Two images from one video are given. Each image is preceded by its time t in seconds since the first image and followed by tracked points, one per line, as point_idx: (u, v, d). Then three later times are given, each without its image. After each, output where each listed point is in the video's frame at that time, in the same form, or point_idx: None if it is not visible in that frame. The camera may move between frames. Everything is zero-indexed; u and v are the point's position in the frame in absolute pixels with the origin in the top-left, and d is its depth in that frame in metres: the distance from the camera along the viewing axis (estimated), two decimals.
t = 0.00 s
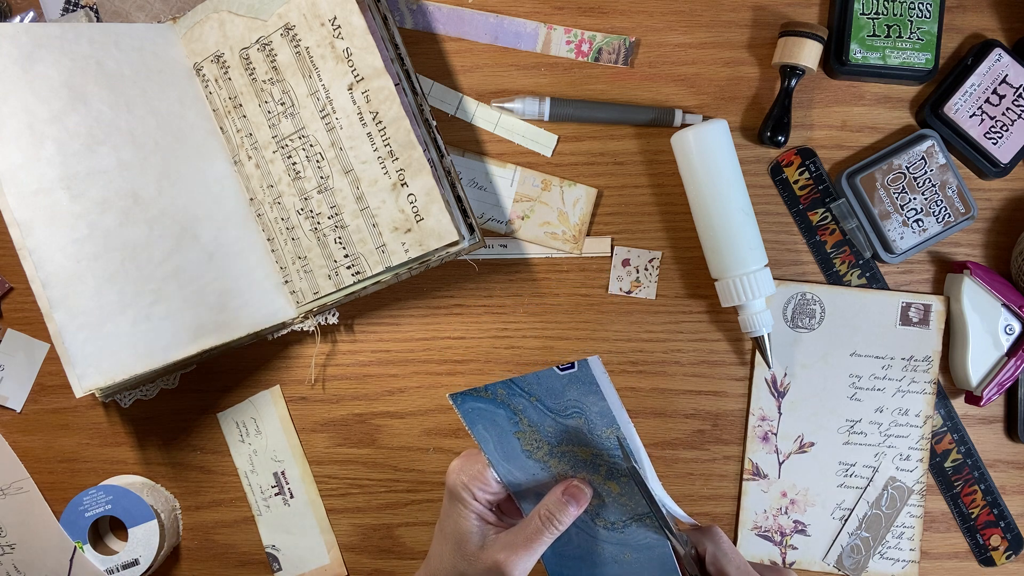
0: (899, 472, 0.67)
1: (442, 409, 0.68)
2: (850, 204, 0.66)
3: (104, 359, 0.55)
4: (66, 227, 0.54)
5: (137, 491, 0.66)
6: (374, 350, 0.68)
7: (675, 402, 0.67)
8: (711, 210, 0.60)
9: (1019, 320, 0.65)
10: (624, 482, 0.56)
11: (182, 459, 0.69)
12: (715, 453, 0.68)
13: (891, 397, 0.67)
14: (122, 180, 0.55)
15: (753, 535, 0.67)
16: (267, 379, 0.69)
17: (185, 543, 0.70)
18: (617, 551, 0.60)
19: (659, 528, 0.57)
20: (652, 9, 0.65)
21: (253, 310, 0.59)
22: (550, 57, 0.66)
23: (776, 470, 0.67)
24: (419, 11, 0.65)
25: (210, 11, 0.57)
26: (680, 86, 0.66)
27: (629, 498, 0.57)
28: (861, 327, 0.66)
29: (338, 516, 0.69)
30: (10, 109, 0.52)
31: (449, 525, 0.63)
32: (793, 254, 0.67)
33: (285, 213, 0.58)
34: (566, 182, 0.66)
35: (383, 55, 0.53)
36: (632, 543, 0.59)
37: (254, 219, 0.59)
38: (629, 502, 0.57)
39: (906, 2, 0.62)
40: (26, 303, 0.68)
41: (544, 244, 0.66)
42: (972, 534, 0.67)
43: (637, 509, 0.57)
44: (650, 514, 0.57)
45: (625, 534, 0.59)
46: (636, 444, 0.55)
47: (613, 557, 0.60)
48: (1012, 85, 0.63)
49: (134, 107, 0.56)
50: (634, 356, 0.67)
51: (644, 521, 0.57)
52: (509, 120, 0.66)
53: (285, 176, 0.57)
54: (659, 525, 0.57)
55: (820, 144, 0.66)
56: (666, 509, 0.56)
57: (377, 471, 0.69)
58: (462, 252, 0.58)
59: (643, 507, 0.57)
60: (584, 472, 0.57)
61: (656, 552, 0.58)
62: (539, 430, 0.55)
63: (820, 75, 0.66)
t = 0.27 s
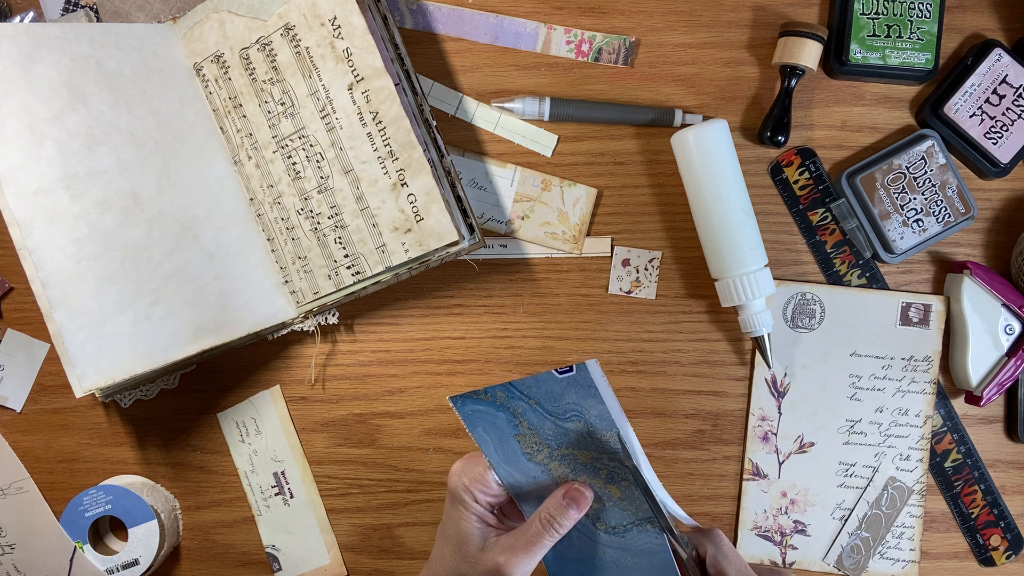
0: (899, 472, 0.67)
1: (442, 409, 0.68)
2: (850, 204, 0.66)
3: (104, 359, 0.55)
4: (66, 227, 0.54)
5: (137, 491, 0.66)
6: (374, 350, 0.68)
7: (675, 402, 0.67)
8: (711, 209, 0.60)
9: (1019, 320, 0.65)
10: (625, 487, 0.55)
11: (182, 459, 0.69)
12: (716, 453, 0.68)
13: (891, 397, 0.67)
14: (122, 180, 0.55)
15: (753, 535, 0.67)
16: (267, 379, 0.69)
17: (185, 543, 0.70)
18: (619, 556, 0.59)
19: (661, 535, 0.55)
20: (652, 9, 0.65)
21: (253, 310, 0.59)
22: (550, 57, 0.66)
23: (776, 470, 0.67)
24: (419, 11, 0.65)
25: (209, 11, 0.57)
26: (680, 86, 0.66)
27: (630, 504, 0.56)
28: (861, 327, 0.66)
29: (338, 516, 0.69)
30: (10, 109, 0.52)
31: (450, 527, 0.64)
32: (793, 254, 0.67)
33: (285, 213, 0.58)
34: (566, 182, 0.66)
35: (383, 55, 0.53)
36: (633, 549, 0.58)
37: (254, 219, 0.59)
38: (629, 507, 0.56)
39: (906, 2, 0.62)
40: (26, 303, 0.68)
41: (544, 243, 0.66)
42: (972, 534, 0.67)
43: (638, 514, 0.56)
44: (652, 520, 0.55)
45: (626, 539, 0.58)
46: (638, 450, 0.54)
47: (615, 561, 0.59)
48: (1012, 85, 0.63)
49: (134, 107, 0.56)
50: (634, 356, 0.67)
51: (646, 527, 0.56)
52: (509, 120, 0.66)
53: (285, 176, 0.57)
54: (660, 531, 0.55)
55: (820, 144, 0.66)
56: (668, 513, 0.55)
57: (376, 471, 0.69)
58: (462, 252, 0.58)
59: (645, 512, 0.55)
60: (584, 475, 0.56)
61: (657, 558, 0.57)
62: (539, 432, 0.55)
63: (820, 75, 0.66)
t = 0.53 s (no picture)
0: (899, 472, 0.67)
1: (442, 409, 0.68)
2: (850, 204, 0.66)
3: (104, 359, 0.55)
4: (66, 227, 0.54)
5: (137, 491, 0.66)
6: (374, 350, 0.68)
7: (675, 402, 0.67)
8: (711, 209, 0.60)
9: (1019, 320, 0.65)
10: (626, 492, 0.53)
11: (182, 459, 0.69)
12: (716, 453, 0.68)
13: (891, 397, 0.67)
14: (122, 181, 0.55)
15: (753, 534, 0.67)
16: (267, 378, 0.69)
17: (185, 543, 0.70)
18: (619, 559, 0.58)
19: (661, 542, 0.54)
20: (652, 9, 0.65)
21: (253, 310, 0.59)
22: (550, 57, 0.66)
23: (776, 470, 0.67)
24: (419, 11, 0.65)
25: (209, 10, 0.57)
26: (680, 86, 0.66)
27: (630, 508, 0.54)
28: (861, 327, 0.66)
29: (338, 516, 0.69)
30: (10, 109, 0.52)
31: (452, 527, 0.64)
32: (793, 254, 0.67)
33: (285, 213, 0.58)
34: (566, 182, 0.66)
35: (383, 55, 0.53)
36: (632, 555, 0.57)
37: (255, 219, 0.59)
38: (629, 512, 0.54)
39: (906, 3, 0.62)
40: (26, 303, 0.68)
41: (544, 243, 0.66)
42: (972, 534, 0.67)
43: (639, 519, 0.54)
44: (652, 526, 0.53)
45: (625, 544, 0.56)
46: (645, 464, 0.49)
47: (614, 564, 0.59)
48: (1012, 85, 0.63)
49: (134, 107, 0.56)
50: (634, 356, 0.67)
51: (646, 532, 0.54)
52: (509, 120, 0.66)
53: (285, 176, 0.57)
54: (660, 538, 0.54)
55: (820, 144, 0.66)
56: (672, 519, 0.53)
57: (376, 471, 0.69)
58: (462, 252, 0.58)
59: (645, 518, 0.54)
60: (585, 477, 0.55)
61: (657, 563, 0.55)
62: (539, 434, 0.52)
63: (820, 75, 0.66)
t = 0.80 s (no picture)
0: (899, 472, 0.67)
1: (441, 409, 0.68)
2: (850, 204, 0.66)
3: (104, 359, 0.55)
4: (66, 227, 0.54)
5: (137, 491, 0.66)
6: (374, 350, 0.68)
7: (675, 403, 0.67)
8: (711, 209, 0.60)
9: (1019, 320, 0.65)
10: (642, 502, 0.54)
11: (182, 459, 0.69)
12: (716, 453, 0.68)
13: (891, 397, 0.67)
14: (122, 181, 0.55)
15: (754, 534, 0.67)
16: (267, 379, 0.69)
17: (185, 543, 0.70)
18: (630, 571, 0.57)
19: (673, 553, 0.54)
20: (652, 9, 0.65)
21: (253, 310, 0.59)
22: (551, 57, 0.66)
23: (776, 470, 0.67)
24: (419, 11, 0.65)
25: (210, 11, 0.57)
26: (680, 86, 0.66)
27: (645, 519, 0.55)
28: (861, 327, 0.66)
29: (338, 516, 0.69)
30: (11, 109, 0.52)
31: (465, 531, 0.63)
32: (793, 254, 0.67)
33: (285, 213, 0.58)
34: (566, 182, 0.66)
35: (383, 55, 0.53)
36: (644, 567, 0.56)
37: (254, 219, 0.59)
38: (644, 522, 0.55)
39: (906, 3, 0.62)
40: (25, 303, 0.68)
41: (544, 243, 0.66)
42: (972, 534, 0.67)
43: (653, 530, 0.54)
44: (666, 537, 0.54)
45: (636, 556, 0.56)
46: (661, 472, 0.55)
47: None
48: (1012, 85, 0.63)
49: (134, 107, 0.56)
50: (634, 356, 0.67)
51: (659, 544, 0.54)
52: (509, 120, 0.66)
53: (285, 176, 0.57)
54: (673, 550, 0.54)
55: (820, 144, 0.66)
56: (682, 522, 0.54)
57: (376, 471, 0.69)
58: (462, 252, 0.58)
59: (660, 529, 0.54)
60: (602, 487, 0.56)
61: None
62: (562, 439, 0.56)
63: (820, 75, 0.66)
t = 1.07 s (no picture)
0: (899, 472, 0.67)
1: (442, 409, 0.68)
2: (850, 204, 0.66)
3: (104, 359, 0.55)
4: (66, 227, 0.54)
5: (137, 491, 0.66)
6: (374, 350, 0.68)
7: (675, 403, 0.67)
8: (711, 209, 0.60)
9: (1019, 320, 0.65)
10: (648, 508, 0.52)
11: (182, 459, 0.69)
12: (716, 453, 0.68)
13: (891, 397, 0.67)
14: (122, 181, 0.55)
15: (754, 534, 0.67)
16: (267, 379, 0.69)
17: (185, 543, 0.70)
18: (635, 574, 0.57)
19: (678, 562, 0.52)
20: (652, 9, 0.65)
21: (253, 310, 0.59)
22: (550, 57, 0.66)
23: (776, 470, 0.67)
24: (419, 11, 0.65)
25: (210, 10, 0.57)
26: (680, 86, 0.66)
27: (651, 526, 0.53)
28: (861, 327, 0.66)
29: (338, 516, 0.69)
30: (10, 109, 0.52)
31: (471, 530, 0.63)
32: (793, 254, 0.67)
33: (285, 213, 0.58)
34: (566, 182, 0.66)
35: (383, 55, 0.53)
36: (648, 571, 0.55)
37: (254, 219, 0.59)
38: (649, 529, 0.53)
39: (906, 2, 0.62)
40: (25, 303, 0.68)
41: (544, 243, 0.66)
42: (972, 534, 0.67)
43: (659, 539, 0.53)
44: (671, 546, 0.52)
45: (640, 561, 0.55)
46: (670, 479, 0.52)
47: None
48: (1012, 85, 0.63)
49: (134, 107, 0.56)
50: (634, 356, 0.67)
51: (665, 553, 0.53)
52: (509, 120, 0.66)
53: (285, 176, 0.57)
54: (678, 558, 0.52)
55: (820, 144, 0.66)
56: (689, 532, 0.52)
57: (376, 471, 0.69)
58: (462, 252, 0.58)
59: (665, 537, 0.52)
60: (609, 491, 0.54)
61: None
62: (570, 442, 0.53)
63: (820, 75, 0.66)
